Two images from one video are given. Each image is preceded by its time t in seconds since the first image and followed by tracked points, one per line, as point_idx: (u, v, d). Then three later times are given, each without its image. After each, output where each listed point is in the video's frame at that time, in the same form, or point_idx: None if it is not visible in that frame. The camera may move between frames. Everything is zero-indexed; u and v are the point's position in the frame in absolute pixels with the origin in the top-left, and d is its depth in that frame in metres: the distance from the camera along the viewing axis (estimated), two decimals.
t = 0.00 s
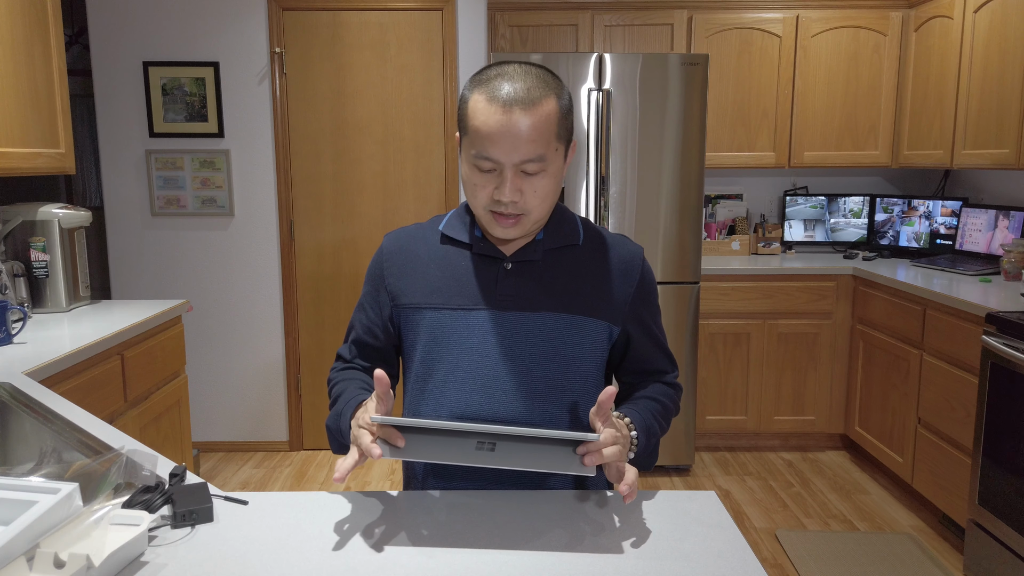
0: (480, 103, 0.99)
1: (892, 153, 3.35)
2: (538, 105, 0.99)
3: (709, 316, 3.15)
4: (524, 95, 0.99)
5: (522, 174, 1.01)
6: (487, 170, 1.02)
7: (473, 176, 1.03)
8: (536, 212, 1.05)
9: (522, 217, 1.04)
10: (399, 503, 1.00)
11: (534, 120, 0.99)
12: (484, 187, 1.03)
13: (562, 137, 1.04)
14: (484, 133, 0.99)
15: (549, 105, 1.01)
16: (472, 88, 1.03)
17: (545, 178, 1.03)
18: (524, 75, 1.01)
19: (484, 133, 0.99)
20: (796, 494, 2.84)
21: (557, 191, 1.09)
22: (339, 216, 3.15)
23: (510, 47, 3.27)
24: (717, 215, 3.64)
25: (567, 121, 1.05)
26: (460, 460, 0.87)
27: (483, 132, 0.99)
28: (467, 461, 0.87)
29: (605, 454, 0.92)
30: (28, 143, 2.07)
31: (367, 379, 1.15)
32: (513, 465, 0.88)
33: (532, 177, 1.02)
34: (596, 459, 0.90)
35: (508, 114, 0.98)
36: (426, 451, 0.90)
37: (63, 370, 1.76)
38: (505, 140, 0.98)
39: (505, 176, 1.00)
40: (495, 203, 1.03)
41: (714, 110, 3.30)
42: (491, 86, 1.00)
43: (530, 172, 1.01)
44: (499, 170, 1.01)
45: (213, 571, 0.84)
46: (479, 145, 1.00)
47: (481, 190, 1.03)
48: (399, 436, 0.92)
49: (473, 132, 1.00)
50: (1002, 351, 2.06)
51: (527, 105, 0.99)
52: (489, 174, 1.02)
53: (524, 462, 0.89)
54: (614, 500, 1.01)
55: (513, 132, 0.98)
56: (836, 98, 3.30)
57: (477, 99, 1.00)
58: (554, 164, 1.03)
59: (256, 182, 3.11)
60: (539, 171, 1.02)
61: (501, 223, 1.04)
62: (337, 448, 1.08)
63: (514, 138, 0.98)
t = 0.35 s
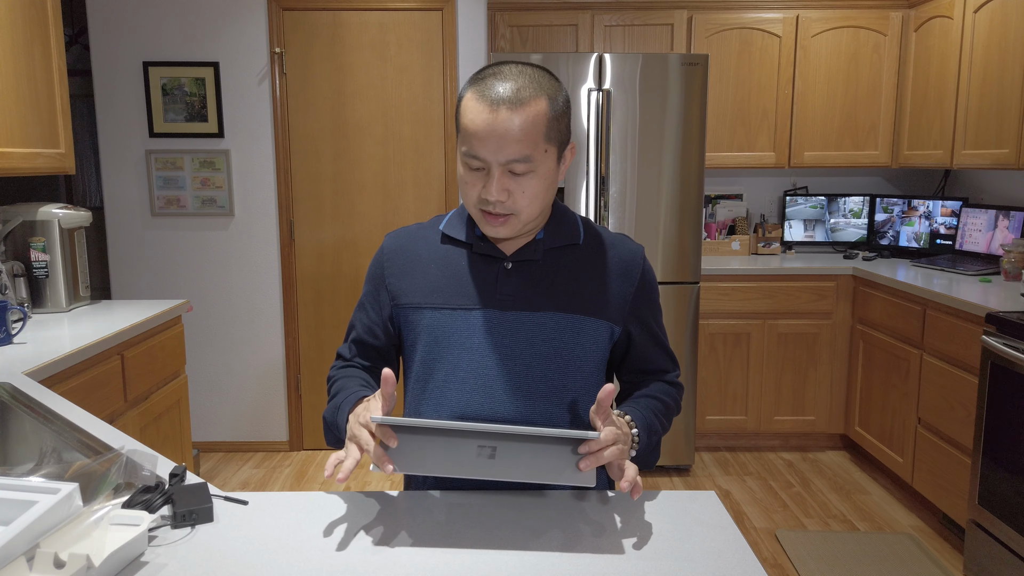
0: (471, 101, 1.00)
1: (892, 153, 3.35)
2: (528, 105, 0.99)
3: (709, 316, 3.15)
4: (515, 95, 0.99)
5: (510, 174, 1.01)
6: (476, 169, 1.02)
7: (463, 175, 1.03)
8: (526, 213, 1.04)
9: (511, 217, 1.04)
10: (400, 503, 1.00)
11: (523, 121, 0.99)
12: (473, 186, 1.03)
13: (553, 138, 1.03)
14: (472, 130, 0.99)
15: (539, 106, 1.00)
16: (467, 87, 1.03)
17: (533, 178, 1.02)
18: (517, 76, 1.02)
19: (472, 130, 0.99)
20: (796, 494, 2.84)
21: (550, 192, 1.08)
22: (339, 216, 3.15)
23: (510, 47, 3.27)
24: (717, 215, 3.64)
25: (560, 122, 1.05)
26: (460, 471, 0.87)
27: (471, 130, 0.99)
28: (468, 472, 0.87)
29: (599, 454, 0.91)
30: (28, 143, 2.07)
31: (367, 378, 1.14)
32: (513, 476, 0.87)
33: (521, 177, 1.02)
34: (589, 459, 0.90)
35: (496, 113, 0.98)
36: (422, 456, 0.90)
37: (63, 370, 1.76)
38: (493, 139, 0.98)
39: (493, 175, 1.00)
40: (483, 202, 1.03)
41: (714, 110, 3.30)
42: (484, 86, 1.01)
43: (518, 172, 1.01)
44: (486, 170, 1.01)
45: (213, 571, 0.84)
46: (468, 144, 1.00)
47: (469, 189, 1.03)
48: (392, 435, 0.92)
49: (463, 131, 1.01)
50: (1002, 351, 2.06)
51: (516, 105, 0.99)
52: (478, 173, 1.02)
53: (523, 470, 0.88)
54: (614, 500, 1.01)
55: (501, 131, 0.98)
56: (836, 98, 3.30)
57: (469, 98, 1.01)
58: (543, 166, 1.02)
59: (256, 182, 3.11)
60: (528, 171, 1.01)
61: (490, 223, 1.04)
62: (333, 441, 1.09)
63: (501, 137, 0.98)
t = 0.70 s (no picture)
0: (469, 99, 1.00)
1: (892, 153, 3.35)
2: (526, 98, 1.00)
3: (709, 316, 3.15)
4: (512, 88, 1.00)
5: (510, 169, 1.01)
6: (475, 165, 1.02)
7: (463, 173, 1.03)
8: (527, 208, 1.04)
9: (513, 213, 1.04)
10: (399, 504, 1.00)
11: (521, 114, 0.99)
12: (473, 183, 1.02)
13: (551, 132, 1.03)
14: (470, 126, 0.99)
15: (537, 100, 1.01)
16: (464, 87, 1.04)
17: (534, 172, 1.02)
18: (513, 72, 1.02)
19: (470, 126, 0.99)
20: (796, 494, 2.84)
21: (551, 189, 1.08)
22: (339, 216, 3.15)
23: (510, 47, 3.26)
24: (717, 215, 3.64)
25: (558, 117, 1.05)
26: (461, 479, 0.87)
27: (470, 126, 0.99)
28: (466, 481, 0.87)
29: (597, 455, 0.90)
30: (28, 143, 2.07)
31: (367, 378, 1.15)
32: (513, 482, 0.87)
33: (521, 172, 1.02)
34: (582, 464, 0.90)
35: (494, 108, 0.99)
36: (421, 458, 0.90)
37: (63, 370, 1.76)
38: (491, 134, 0.98)
39: (493, 170, 1.00)
40: (485, 199, 1.02)
41: (714, 111, 3.30)
42: (480, 83, 1.02)
43: (518, 167, 1.01)
44: (486, 166, 1.01)
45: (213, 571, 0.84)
46: (467, 140, 1.00)
47: (470, 186, 1.03)
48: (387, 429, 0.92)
49: (462, 128, 1.01)
50: (1002, 351, 2.06)
51: (514, 99, 0.99)
52: (478, 170, 1.02)
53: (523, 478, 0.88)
54: (616, 501, 1.01)
55: (500, 125, 0.98)
56: (836, 98, 3.30)
57: (467, 96, 1.01)
58: (543, 160, 1.02)
59: (256, 182, 3.11)
60: (528, 165, 1.01)
61: (492, 220, 1.04)
62: (332, 439, 1.09)
63: (500, 130, 0.98)
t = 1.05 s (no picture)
0: (473, 80, 1.06)
1: (892, 153, 3.35)
2: (527, 72, 1.06)
3: (709, 316, 3.15)
4: (512, 65, 1.06)
5: (520, 137, 1.05)
6: (486, 140, 1.05)
7: (473, 152, 1.06)
8: (539, 179, 1.07)
9: (526, 185, 1.06)
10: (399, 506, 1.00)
11: (526, 84, 1.05)
12: (485, 158, 1.05)
13: (554, 108, 1.09)
14: (479, 100, 1.05)
15: (538, 75, 1.07)
16: (465, 77, 1.10)
17: (543, 143, 1.06)
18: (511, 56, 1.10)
19: (479, 102, 1.05)
20: (796, 494, 2.84)
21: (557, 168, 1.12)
22: (339, 216, 3.15)
23: (510, 47, 3.26)
24: (717, 215, 3.64)
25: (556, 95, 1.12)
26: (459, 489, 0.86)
27: (478, 101, 1.05)
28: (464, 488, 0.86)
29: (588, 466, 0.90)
30: (28, 142, 2.07)
31: (364, 382, 1.15)
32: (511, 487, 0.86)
33: (531, 142, 1.06)
34: (576, 473, 0.90)
35: (499, 81, 1.04)
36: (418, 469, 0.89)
37: (63, 370, 1.76)
38: (500, 104, 1.04)
39: (505, 140, 1.04)
40: (498, 171, 1.05)
41: (714, 111, 3.30)
42: (480, 70, 1.08)
43: (528, 135, 1.05)
44: (497, 137, 1.05)
45: (213, 572, 0.84)
46: (476, 114, 1.05)
47: (482, 162, 1.06)
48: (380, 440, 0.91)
49: (469, 107, 1.06)
50: (1002, 351, 2.06)
51: (517, 71, 1.05)
52: (488, 144, 1.05)
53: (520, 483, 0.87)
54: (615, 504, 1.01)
55: (507, 94, 1.04)
56: (836, 98, 3.30)
57: (471, 79, 1.07)
58: (549, 130, 1.07)
59: (256, 182, 3.11)
60: (537, 133, 1.06)
61: (506, 194, 1.06)
62: (328, 444, 1.10)
63: (508, 100, 1.04)
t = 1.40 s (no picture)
0: (477, 74, 1.08)
1: (892, 153, 3.35)
2: (529, 69, 1.07)
3: (709, 316, 3.15)
4: (515, 62, 1.07)
5: (521, 131, 1.06)
6: (487, 133, 1.06)
7: (474, 144, 1.07)
8: (539, 172, 1.07)
9: (526, 177, 1.06)
10: (398, 506, 1.00)
11: (529, 79, 1.06)
12: (485, 150, 1.06)
13: (555, 104, 1.10)
14: (481, 93, 1.05)
15: (542, 72, 1.08)
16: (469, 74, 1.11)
17: (543, 137, 1.07)
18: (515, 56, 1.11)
19: (481, 94, 1.05)
20: (796, 494, 2.84)
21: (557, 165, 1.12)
22: (339, 216, 3.15)
23: (510, 47, 3.26)
24: (718, 215, 3.64)
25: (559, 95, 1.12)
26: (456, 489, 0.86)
27: (480, 94, 1.05)
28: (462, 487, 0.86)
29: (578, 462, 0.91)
30: (28, 142, 2.07)
31: (364, 382, 1.15)
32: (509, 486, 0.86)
33: (532, 135, 1.06)
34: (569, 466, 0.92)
35: (502, 75, 1.05)
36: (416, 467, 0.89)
37: (63, 370, 1.76)
38: (502, 97, 1.04)
39: (505, 132, 1.05)
40: (498, 162, 1.05)
41: (714, 111, 3.30)
42: (484, 66, 1.10)
43: (529, 129, 1.06)
44: (498, 130, 1.05)
45: (212, 571, 0.84)
46: (478, 107, 1.05)
47: (482, 153, 1.06)
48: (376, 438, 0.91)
49: (471, 100, 1.06)
50: (1002, 351, 2.05)
51: (521, 67, 1.06)
52: (489, 137, 1.06)
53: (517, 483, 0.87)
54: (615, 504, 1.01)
55: (510, 87, 1.04)
56: (836, 98, 3.30)
57: (474, 74, 1.08)
58: (551, 126, 1.08)
59: (256, 182, 3.11)
60: (538, 127, 1.06)
61: (505, 185, 1.06)
62: (328, 447, 1.09)
63: (510, 93, 1.04)
